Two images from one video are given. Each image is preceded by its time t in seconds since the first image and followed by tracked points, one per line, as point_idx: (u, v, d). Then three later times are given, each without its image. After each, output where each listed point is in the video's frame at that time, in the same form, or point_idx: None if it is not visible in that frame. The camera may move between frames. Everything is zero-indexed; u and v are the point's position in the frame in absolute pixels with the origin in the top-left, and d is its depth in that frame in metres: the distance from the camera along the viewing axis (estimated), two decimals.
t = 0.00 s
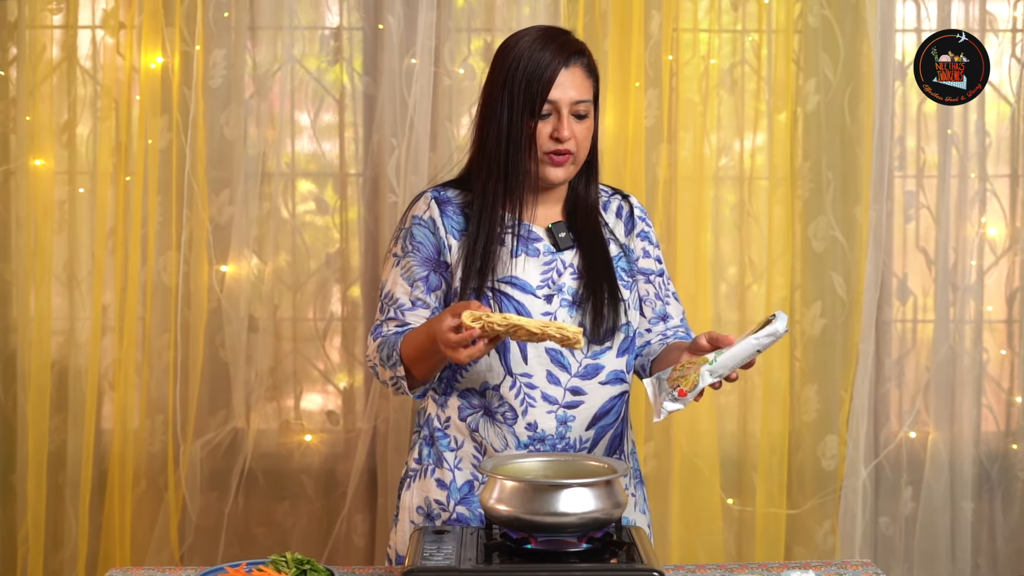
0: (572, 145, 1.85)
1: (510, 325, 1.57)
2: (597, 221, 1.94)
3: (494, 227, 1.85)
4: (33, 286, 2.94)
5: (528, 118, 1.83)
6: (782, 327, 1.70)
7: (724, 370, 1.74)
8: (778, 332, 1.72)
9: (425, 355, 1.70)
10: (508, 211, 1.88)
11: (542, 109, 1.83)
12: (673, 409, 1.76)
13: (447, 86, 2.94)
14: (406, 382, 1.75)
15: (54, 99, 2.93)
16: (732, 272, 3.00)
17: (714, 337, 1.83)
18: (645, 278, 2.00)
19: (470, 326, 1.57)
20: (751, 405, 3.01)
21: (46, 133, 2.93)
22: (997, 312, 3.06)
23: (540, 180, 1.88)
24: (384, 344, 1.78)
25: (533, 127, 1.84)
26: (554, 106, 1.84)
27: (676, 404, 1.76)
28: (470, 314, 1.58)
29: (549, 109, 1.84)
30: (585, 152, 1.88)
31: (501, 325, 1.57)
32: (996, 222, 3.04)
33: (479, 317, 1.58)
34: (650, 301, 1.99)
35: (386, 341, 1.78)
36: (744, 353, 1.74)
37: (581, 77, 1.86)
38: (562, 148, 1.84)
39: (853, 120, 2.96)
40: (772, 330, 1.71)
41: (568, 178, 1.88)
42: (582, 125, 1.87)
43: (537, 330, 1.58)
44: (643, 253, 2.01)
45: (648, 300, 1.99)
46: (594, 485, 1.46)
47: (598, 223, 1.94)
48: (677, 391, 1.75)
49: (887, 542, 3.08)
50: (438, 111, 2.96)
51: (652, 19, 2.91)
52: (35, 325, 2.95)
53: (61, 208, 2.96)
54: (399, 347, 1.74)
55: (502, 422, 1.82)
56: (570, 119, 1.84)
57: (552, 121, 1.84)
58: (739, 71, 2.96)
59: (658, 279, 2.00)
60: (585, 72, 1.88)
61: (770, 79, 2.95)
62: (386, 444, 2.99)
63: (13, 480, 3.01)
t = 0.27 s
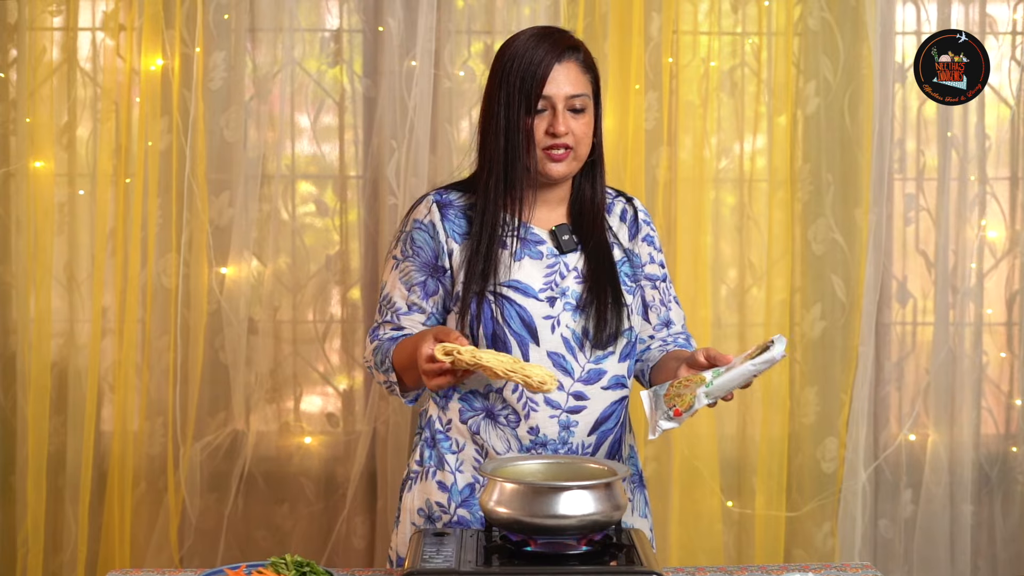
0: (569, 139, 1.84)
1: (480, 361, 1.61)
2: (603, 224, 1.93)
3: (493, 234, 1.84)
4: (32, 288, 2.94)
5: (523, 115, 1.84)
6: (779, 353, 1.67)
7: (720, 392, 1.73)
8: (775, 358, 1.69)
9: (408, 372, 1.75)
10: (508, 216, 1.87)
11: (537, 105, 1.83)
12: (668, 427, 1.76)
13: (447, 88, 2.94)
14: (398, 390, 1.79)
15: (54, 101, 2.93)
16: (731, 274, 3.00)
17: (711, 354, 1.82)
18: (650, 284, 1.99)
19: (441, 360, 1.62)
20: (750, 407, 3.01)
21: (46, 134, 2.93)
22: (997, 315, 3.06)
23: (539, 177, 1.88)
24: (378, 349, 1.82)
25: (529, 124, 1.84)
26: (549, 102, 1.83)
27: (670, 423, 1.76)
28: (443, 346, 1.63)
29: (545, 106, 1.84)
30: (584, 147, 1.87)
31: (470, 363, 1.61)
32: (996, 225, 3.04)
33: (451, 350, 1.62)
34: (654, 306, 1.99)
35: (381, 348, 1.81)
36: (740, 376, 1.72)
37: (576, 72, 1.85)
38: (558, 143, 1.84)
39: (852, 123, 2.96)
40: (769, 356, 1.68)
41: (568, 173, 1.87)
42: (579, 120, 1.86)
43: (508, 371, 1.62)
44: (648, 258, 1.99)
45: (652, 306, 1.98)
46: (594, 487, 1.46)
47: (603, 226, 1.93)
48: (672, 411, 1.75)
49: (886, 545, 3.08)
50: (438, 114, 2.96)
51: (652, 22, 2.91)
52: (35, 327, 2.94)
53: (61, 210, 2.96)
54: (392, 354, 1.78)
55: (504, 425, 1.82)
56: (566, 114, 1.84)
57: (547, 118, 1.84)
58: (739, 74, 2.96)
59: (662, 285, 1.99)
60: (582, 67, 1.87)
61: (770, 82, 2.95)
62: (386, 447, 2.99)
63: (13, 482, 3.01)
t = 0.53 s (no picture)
0: (536, 124, 1.85)
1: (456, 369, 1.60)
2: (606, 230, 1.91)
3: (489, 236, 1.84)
4: (32, 290, 2.94)
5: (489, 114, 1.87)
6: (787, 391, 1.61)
7: (723, 420, 1.68)
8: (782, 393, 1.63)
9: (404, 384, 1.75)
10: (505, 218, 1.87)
11: (499, 100, 1.87)
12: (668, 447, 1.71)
13: (446, 90, 2.94)
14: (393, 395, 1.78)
15: (54, 103, 2.93)
16: (731, 276, 3.00)
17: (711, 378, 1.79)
18: (658, 290, 1.98)
19: (418, 372, 1.63)
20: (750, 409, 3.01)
21: (46, 137, 2.93)
22: (997, 317, 3.06)
23: (522, 171, 1.88)
24: (375, 353, 1.82)
25: (495, 121, 1.87)
26: (509, 94, 1.86)
27: (672, 443, 1.71)
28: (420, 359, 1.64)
29: (507, 99, 1.87)
30: (558, 132, 1.87)
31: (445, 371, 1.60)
32: (995, 227, 3.04)
33: (428, 360, 1.63)
34: (660, 313, 1.98)
35: (378, 352, 1.81)
36: (746, 405, 1.66)
37: (533, 61, 1.89)
38: (526, 130, 1.84)
39: (852, 124, 2.96)
40: (777, 391, 1.62)
41: (548, 162, 1.87)
42: (546, 105, 1.87)
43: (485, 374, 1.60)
44: (655, 263, 1.99)
45: (659, 313, 1.98)
46: (593, 490, 1.46)
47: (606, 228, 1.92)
48: (675, 433, 1.70)
49: (886, 547, 3.08)
50: (437, 116, 2.96)
51: (651, 24, 2.91)
52: (34, 329, 2.94)
53: (60, 212, 2.96)
54: (387, 357, 1.78)
55: (504, 427, 1.81)
56: (527, 101, 1.86)
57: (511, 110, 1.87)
58: (739, 75, 2.96)
59: (668, 291, 1.99)
60: (541, 57, 1.91)
61: (769, 84, 2.95)
62: (385, 449, 2.98)
63: (12, 484, 3.01)
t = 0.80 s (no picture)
0: (560, 123, 1.82)
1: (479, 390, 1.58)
2: (608, 232, 1.92)
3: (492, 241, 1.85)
4: (32, 292, 2.94)
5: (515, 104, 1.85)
6: (764, 406, 1.60)
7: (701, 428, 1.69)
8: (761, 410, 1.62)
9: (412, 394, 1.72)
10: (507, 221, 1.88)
11: (527, 91, 1.85)
12: (645, 449, 1.73)
13: (446, 92, 2.94)
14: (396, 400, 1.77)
15: (54, 104, 2.93)
16: (730, 278, 3.00)
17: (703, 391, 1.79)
18: (657, 291, 1.99)
19: (440, 389, 1.61)
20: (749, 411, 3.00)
21: (45, 138, 2.93)
22: (997, 319, 3.06)
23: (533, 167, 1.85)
24: (381, 360, 1.81)
25: (520, 111, 1.85)
26: (540, 89, 1.84)
27: (646, 446, 1.72)
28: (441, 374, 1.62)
29: (536, 93, 1.85)
30: (578, 136, 1.85)
31: (467, 391, 1.58)
32: (995, 228, 3.04)
33: (451, 378, 1.61)
34: (658, 314, 1.98)
35: (382, 361, 1.81)
36: (723, 417, 1.65)
37: (567, 63, 1.87)
38: (549, 127, 1.82)
39: (851, 126, 2.96)
40: (756, 408, 1.61)
41: (559, 163, 1.84)
42: (573, 108, 1.85)
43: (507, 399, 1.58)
44: (654, 265, 1.99)
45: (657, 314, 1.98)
46: (592, 491, 1.46)
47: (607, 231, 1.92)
48: (652, 434, 1.71)
49: (886, 549, 3.08)
50: (437, 117, 2.96)
51: (651, 25, 2.91)
52: (34, 330, 2.94)
53: (59, 214, 2.95)
54: (394, 369, 1.77)
55: (505, 430, 1.81)
56: (556, 99, 1.84)
57: (538, 104, 1.84)
58: (739, 77, 2.96)
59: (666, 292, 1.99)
60: (575, 63, 1.89)
61: (769, 85, 2.95)
62: (385, 450, 2.98)
63: (11, 486, 3.01)
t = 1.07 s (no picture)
0: (570, 130, 1.82)
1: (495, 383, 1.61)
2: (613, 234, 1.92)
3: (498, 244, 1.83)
4: (32, 293, 2.94)
5: (524, 106, 1.84)
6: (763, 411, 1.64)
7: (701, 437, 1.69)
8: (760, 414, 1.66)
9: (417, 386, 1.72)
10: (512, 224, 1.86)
11: (537, 95, 1.83)
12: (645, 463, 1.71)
13: (446, 92, 2.94)
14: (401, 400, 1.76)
15: (53, 105, 2.93)
16: (730, 279, 3.00)
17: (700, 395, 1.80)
18: (659, 292, 1.99)
19: (454, 377, 1.61)
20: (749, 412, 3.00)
21: (45, 139, 2.93)
22: (996, 320, 3.07)
23: (540, 171, 1.84)
24: (384, 362, 1.81)
25: (529, 115, 1.84)
26: (550, 93, 1.83)
27: (647, 460, 1.70)
28: (456, 363, 1.63)
29: (546, 97, 1.84)
30: (587, 143, 1.85)
31: (484, 383, 1.60)
32: (995, 229, 3.04)
33: (466, 367, 1.62)
34: (658, 314, 1.99)
35: (387, 361, 1.80)
36: (722, 424, 1.67)
37: (578, 67, 1.86)
38: (560, 133, 1.81)
39: (851, 127, 2.96)
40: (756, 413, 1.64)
41: (566, 169, 1.83)
42: (582, 114, 1.85)
43: (520, 398, 1.62)
44: (656, 266, 2.00)
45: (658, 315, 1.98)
46: (592, 492, 1.46)
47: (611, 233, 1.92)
48: (653, 449, 1.69)
49: (885, 550, 3.08)
50: (437, 118, 2.96)
51: (650, 26, 2.91)
52: (34, 331, 2.94)
53: (59, 214, 2.95)
54: (401, 369, 1.77)
55: (511, 433, 1.80)
56: (567, 105, 1.83)
57: (548, 108, 1.83)
58: (738, 78, 2.96)
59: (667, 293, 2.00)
60: (584, 66, 1.88)
61: (768, 86, 2.95)
62: (385, 451, 2.98)
63: (11, 486, 3.01)
